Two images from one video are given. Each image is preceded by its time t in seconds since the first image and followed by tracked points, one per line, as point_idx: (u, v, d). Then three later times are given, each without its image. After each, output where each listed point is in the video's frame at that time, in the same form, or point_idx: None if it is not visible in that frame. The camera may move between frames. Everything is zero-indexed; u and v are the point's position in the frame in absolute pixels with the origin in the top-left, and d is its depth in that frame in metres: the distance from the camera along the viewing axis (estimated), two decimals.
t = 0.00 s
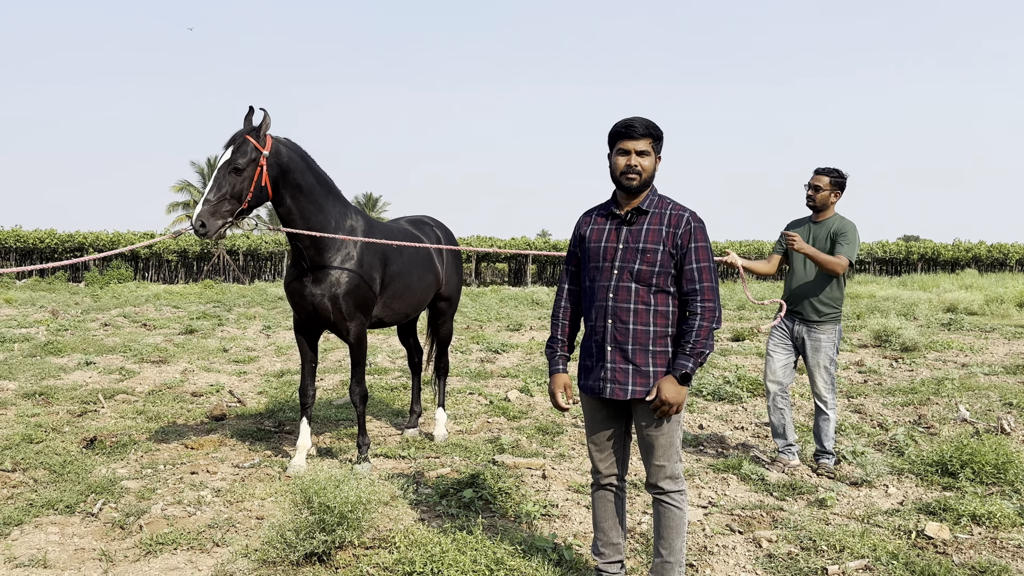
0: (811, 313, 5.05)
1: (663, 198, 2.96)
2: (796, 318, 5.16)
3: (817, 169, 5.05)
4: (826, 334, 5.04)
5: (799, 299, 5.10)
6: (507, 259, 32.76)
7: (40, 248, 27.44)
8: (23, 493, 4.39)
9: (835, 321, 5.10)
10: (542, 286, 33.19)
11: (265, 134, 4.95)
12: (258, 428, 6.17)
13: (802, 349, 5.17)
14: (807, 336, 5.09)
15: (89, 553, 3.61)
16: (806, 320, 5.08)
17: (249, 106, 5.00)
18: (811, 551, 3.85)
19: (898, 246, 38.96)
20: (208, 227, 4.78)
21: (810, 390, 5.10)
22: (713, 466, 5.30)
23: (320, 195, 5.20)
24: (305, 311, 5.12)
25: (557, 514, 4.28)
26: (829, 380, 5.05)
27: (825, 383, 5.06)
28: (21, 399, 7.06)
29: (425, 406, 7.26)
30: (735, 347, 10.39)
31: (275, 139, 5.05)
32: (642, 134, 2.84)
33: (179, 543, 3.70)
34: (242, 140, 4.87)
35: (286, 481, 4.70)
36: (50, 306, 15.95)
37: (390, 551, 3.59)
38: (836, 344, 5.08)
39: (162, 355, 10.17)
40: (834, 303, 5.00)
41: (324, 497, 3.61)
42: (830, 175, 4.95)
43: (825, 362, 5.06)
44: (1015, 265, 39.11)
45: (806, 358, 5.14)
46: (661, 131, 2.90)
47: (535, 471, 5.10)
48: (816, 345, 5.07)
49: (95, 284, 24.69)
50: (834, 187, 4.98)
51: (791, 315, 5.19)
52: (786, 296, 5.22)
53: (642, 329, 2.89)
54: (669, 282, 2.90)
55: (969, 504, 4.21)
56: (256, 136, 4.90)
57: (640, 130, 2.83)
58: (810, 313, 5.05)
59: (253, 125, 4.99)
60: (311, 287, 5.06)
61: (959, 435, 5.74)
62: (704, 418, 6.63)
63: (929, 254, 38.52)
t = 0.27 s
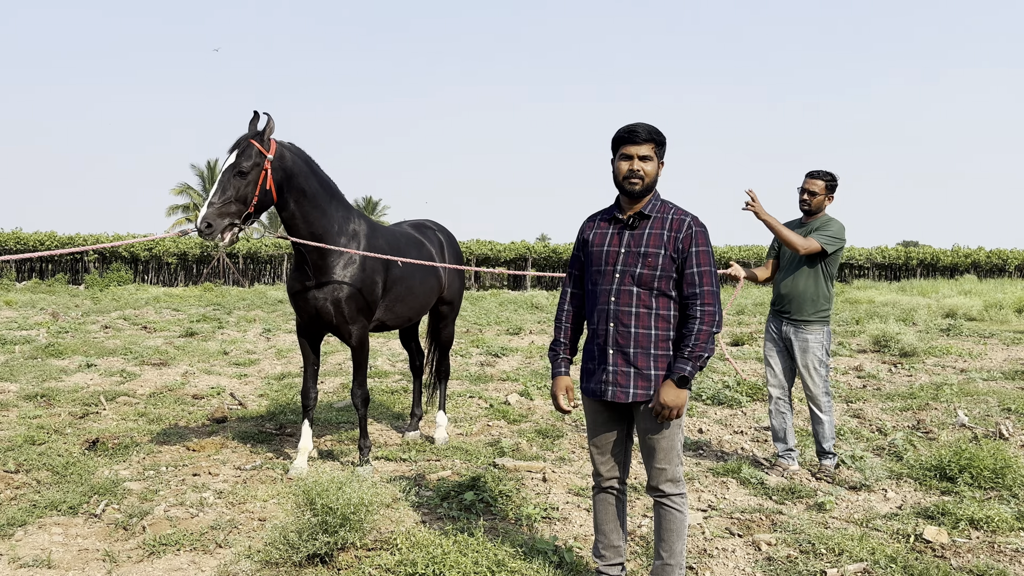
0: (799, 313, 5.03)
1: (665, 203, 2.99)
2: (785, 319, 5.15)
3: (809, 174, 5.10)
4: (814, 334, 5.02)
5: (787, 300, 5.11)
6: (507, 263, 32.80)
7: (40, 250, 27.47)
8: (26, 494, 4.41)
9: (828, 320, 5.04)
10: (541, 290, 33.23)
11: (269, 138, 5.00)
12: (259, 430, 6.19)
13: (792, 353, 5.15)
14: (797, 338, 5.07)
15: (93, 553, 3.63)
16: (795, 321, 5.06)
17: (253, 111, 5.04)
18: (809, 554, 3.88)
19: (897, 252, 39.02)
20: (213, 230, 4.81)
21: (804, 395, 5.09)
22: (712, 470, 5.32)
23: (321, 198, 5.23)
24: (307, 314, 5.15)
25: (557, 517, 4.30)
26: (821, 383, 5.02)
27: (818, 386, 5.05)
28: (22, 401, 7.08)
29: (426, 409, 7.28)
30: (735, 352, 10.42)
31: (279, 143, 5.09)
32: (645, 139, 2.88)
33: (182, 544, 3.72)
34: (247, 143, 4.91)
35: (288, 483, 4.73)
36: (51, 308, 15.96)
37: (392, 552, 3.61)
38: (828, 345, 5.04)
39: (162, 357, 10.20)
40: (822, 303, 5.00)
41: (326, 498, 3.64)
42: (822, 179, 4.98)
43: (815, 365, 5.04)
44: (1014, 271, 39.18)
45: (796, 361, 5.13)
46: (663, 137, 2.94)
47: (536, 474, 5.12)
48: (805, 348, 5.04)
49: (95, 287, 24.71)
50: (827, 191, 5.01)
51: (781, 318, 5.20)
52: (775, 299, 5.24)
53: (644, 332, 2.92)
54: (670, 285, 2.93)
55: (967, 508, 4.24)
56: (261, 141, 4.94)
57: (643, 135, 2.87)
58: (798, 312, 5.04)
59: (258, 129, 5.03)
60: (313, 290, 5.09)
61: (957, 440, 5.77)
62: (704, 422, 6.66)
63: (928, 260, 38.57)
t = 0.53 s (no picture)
0: (793, 317, 5.04)
1: (667, 210, 3.02)
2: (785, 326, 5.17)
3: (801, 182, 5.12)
4: (809, 336, 5.00)
5: (781, 305, 5.12)
6: (506, 268, 32.82)
7: (39, 254, 27.47)
8: (27, 499, 4.42)
9: (822, 324, 5.04)
10: (540, 296, 33.24)
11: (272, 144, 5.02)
12: (259, 435, 6.20)
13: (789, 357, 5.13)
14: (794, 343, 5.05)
15: (93, 558, 3.64)
16: (789, 325, 5.07)
17: (257, 116, 5.07)
18: (809, 560, 3.89)
19: (896, 258, 39.09)
20: (217, 236, 4.83)
21: (802, 398, 5.03)
22: (712, 476, 5.33)
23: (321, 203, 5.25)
24: (308, 320, 5.17)
25: (557, 523, 4.31)
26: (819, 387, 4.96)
27: (815, 387, 4.98)
28: (22, 405, 7.08)
29: (425, 415, 7.29)
30: (734, 358, 10.43)
31: (280, 149, 5.11)
32: (647, 147, 2.90)
33: (183, 550, 3.73)
34: (249, 149, 4.93)
35: (288, 488, 4.73)
36: (49, 313, 15.95)
37: (392, 558, 3.62)
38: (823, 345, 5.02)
39: (162, 362, 10.20)
40: (817, 306, 5.01)
41: (326, 504, 3.65)
42: (815, 186, 5.01)
43: (811, 366, 5.00)
44: (1012, 278, 39.26)
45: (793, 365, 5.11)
46: (665, 144, 2.96)
47: (535, 480, 5.13)
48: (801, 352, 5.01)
49: (94, 291, 24.71)
50: (821, 198, 5.03)
51: (777, 324, 5.21)
52: (771, 305, 5.26)
53: (645, 339, 2.94)
54: (672, 292, 2.96)
55: (965, 515, 4.25)
56: (263, 146, 4.97)
57: (645, 143, 2.89)
58: (792, 316, 5.05)
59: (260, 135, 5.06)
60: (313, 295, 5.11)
61: (956, 447, 5.79)
62: (703, 429, 6.67)
63: (927, 266, 38.63)
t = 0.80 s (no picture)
0: (792, 324, 5.04)
1: (667, 216, 3.03)
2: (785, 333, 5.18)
3: (802, 188, 5.10)
4: (810, 345, 4.98)
5: (780, 312, 5.14)
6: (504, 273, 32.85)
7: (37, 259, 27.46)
8: (24, 505, 4.41)
9: (824, 330, 5.03)
10: (539, 301, 33.27)
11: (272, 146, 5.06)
12: (257, 441, 6.20)
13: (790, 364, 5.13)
14: (795, 350, 5.05)
15: (91, 565, 3.63)
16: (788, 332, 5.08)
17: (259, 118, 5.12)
18: (806, 567, 3.90)
19: (894, 264, 39.18)
20: (207, 232, 4.86)
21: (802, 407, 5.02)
22: (710, 482, 5.34)
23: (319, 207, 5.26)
24: (307, 326, 5.17)
25: (555, 529, 4.31)
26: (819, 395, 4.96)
27: (815, 399, 4.97)
28: (19, 411, 7.07)
29: (423, 421, 7.29)
30: (732, 364, 10.45)
31: (281, 152, 5.13)
32: (656, 155, 2.92)
33: (181, 556, 3.72)
34: (249, 150, 4.96)
35: (286, 494, 4.73)
36: (47, 318, 15.93)
37: (390, 565, 3.61)
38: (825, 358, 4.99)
39: (160, 367, 10.19)
40: (816, 312, 4.99)
41: (324, 510, 3.65)
42: (817, 193, 4.98)
43: (812, 376, 4.98)
44: (1010, 284, 39.35)
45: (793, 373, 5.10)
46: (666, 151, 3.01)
47: (533, 486, 5.14)
48: (802, 359, 5.01)
49: (91, 296, 24.68)
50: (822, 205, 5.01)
51: (778, 331, 5.21)
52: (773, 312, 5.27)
53: (645, 345, 2.95)
54: (672, 299, 2.97)
55: (963, 521, 4.26)
56: (263, 148, 4.98)
57: (654, 151, 2.92)
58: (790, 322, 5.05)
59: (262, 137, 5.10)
60: (310, 301, 5.11)
61: (953, 453, 5.80)
62: (702, 435, 6.67)
63: (924, 272, 38.72)
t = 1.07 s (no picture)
0: (791, 327, 5.04)
1: (666, 220, 3.04)
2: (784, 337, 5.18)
3: (801, 188, 5.08)
4: (812, 349, 4.97)
5: (780, 317, 5.14)
6: (502, 277, 32.86)
7: (35, 264, 27.43)
8: (20, 509, 4.39)
9: (829, 335, 5.01)
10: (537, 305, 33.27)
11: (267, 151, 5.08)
12: (254, 445, 6.18)
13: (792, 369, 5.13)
14: (796, 355, 5.05)
15: (87, 569, 3.62)
16: (788, 336, 5.08)
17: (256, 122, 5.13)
18: (804, 571, 3.89)
19: (891, 268, 39.26)
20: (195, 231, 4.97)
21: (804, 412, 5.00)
22: (707, 486, 5.33)
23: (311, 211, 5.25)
24: (305, 330, 5.17)
25: (553, 533, 4.30)
26: (821, 399, 4.94)
27: (818, 403, 4.95)
28: (16, 415, 7.05)
29: (421, 425, 7.28)
30: (730, 368, 10.46)
31: (275, 155, 5.14)
32: (657, 159, 2.93)
33: (177, 560, 3.71)
34: (243, 154, 4.99)
35: (283, 499, 4.72)
36: (44, 322, 15.90)
37: (387, 569, 3.60)
38: (828, 363, 4.99)
39: (157, 372, 10.17)
40: (816, 318, 4.96)
41: (322, 515, 3.64)
42: (814, 191, 4.98)
43: (814, 381, 4.98)
44: (1007, 287, 39.45)
45: (795, 378, 5.10)
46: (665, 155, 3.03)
47: (531, 490, 5.13)
48: (804, 363, 5.01)
49: (89, 301, 24.65)
50: (821, 203, 4.99)
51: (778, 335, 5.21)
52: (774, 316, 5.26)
53: (644, 349, 2.95)
54: (671, 303, 2.98)
55: (960, 525, 4.26)
56: (256, 153, 5.01)
57: (655, 155, 2.93)
58: (790, 327, 5.04)
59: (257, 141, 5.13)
60: (304, 303, 5.12)
61: (951, 456, 5.80)
62: (699, 438, 6.67)
63: (922, 276, 38.81)
